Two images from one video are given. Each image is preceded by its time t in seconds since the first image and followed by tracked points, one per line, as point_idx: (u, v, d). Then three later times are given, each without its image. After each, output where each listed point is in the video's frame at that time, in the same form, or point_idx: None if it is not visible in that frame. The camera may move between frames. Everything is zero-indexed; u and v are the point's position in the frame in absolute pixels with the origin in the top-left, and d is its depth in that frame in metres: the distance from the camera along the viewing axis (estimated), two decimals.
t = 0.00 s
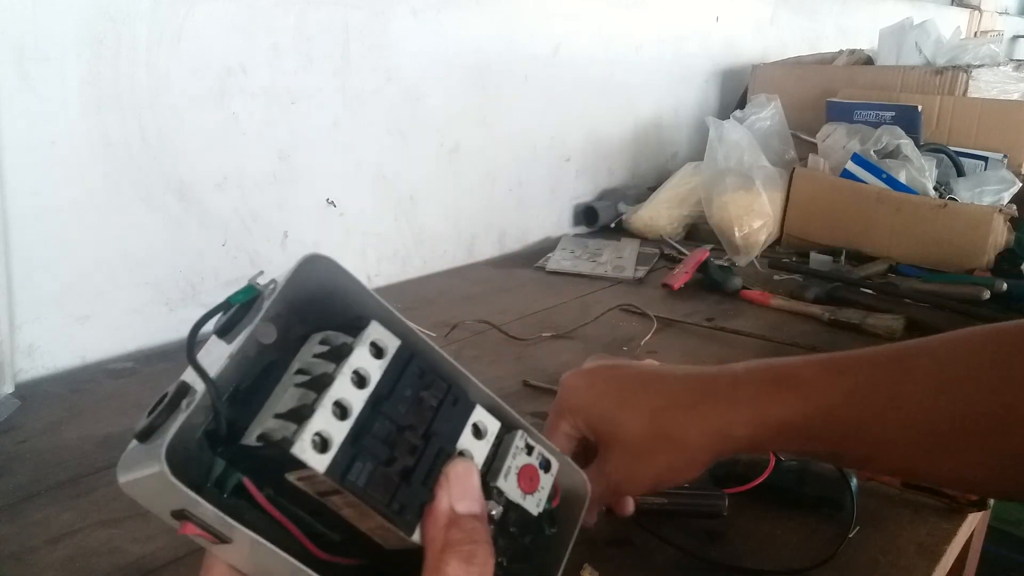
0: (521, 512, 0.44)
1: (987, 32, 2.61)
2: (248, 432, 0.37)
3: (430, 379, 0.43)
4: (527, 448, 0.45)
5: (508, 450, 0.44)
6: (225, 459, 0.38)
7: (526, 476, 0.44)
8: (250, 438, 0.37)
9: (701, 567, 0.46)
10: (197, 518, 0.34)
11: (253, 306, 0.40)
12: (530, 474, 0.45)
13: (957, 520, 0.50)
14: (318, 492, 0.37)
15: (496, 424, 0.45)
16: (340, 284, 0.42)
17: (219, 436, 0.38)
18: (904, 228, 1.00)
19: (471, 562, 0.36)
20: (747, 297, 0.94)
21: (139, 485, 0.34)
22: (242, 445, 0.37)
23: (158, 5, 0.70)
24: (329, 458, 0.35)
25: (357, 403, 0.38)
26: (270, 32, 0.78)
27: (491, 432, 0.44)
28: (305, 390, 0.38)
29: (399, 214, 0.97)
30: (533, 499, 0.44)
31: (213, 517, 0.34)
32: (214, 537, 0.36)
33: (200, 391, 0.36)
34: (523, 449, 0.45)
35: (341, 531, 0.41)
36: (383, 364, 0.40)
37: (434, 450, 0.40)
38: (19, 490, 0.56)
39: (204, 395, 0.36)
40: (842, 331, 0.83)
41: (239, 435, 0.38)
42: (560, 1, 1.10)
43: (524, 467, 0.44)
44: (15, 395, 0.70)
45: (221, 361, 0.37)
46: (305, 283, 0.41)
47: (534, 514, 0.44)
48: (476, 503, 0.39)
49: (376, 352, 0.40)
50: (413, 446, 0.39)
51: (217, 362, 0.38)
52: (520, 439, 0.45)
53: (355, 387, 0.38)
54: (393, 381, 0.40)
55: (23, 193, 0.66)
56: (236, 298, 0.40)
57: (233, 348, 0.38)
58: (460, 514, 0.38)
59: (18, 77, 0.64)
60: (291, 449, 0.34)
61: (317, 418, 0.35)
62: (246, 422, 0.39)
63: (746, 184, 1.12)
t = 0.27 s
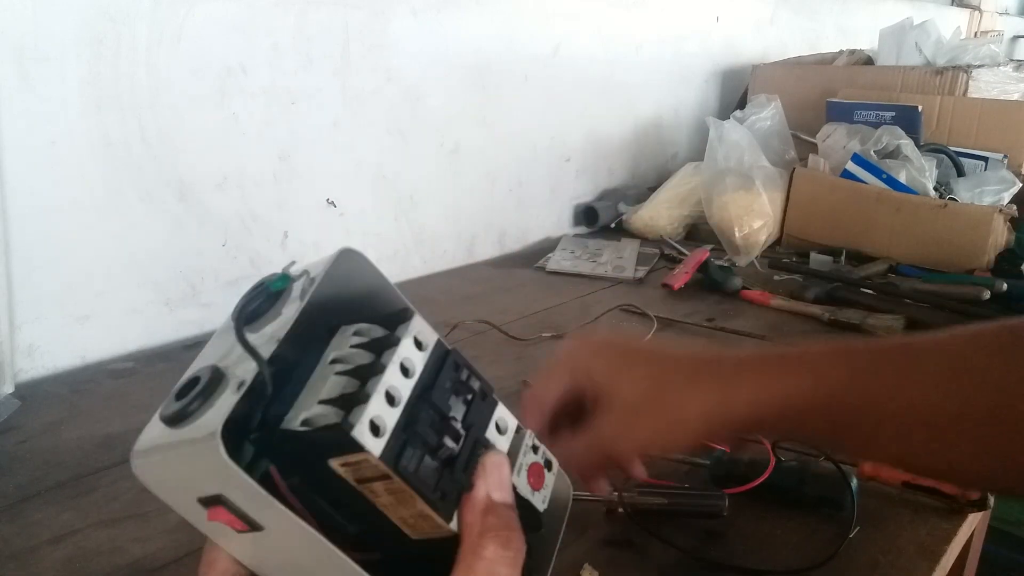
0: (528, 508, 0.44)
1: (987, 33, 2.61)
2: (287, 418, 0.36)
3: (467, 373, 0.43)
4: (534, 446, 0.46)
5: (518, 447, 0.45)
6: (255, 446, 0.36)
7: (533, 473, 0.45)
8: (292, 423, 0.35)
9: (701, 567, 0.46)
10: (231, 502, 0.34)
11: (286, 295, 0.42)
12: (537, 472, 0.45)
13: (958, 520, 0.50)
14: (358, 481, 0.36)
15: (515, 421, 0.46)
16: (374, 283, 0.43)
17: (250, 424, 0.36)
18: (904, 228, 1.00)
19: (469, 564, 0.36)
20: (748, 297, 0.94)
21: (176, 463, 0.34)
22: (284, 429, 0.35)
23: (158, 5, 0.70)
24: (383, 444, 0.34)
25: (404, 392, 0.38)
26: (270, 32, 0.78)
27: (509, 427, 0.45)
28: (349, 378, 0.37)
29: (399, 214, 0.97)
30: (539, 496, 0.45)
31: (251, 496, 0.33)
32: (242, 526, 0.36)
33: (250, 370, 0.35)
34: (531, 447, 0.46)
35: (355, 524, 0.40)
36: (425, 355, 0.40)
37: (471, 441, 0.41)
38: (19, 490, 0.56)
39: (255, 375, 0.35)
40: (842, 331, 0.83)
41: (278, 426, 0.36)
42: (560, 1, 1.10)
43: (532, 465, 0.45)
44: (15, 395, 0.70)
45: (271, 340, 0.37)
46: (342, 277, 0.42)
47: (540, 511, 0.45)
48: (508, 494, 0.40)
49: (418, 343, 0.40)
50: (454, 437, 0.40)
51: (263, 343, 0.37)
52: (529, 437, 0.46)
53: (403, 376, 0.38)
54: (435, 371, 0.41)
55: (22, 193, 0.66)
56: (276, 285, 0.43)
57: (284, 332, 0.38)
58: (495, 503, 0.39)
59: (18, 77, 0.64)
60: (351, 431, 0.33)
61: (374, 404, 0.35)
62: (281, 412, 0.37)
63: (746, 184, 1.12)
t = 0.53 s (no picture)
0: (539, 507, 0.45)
1: (987, 33, 2.61)
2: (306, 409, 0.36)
3: (487, 372, 0.43)
4: (548, 445, 0.47)
5: (533, 446, 0.45)
6: (272, 436, 0.36)
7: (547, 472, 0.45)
8: (312, 415, 0.35)
9: (701, 567, 0.46)
10: (247, 493, 0.35)
11: (306, 288, 0.43)
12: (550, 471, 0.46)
13: (957, 520, 0.50)
14: (374, 476, 0.36)
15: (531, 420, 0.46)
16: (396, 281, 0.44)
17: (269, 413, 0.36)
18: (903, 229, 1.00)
19: (481, 564, 0.36)
20: (747, 297, 0.94)
21: (193, 450, 0.34)
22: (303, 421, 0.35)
23: (158, 5, 0.70)
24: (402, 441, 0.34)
25: (423, 388, 0.38)
26: (270, 32, 0.79)
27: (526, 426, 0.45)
28: (368, 372, 0.37)
29: (399, 214, 0.97)
30: (552, 496, 0.45)
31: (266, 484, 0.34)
32: (257, 518, 0.36)
33: (271, 362, 0.36)
34: (545, 446, 0.46)
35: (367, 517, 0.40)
36: (445, 353, 0.41)
37: (488, 440, 0.40)
38: (19, 490, 0.56)
39: (277, 367, 0.35)
40: (841, 331, 0.83)
41: (296, 416, 0.36)
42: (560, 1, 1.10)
43: (546, 465, 0.45)
44: (15, 395, 0.69)
45: (295, 333, 0.38)
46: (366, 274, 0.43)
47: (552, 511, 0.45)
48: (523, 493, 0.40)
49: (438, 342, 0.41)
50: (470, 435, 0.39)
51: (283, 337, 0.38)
52: (543, 436, 0.46)
53: (423, 372, 0.38)
54: (453, 370, 0.41)
55: (22, 194, 0.66)
56: (297, 277, 0.43)
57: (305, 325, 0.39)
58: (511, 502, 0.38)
59: (18, 77, 0.64)
60: (371, 426, 0.33)
61: (393, 400, 0.35)
62: (299, 403, 0.37)
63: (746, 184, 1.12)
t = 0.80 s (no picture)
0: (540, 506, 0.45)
1: (987, 32, 2.61)
2: (276, 427, 0.36)
3: (470, 378, 0.42)
4: (549, 444, 0.46)
5: (531, 447, 0.45)
6: (246, 451, 0.37)
7: (546, 473, 0.45)
8: (279, 434, 0.35)
9: (702, 567, 0.46)
10: (217, 515, 0.35)
11: (279, 295, 0.39)
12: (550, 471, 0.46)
13: (958, 520, 0.50)
14: (351, 493, 0.36)
15: (525, 422, 0.45)
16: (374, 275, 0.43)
17: (242, 430, 0.36)
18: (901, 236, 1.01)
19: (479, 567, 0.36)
20: (747, 297, 0.94)
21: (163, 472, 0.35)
22: (268, 443, 0.35)
23: (158, 5, 0.70)
24: (372, 462, 0.34)
25: (398, 402, 0.37)
26: (271, 31, 0.79)
27: (520, 429, 0.44)
28: (341, 387, 0.37)
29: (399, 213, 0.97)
30: (553, 496, 0.45)
31: (231, 510, 0.34)
32: (235, 536, 0.36)
33: (232, 385, 0.35)
34: (545, 446, 0.46)
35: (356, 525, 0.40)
36: (422, 362, 0.39)
37: (472, 452, 0.40)
38: (19, 490, 0.56)
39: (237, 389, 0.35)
40: (840, 331, 0.83)
41: (268, 433, 0.36)
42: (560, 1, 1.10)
43: (546, 465, 0.45)
44: (15, 395, 0.69)
45: (261, 349, 0.37)
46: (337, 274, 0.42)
47: (552, 511, 0.45)
48: (512, 508, 0.39)
49: (415, 349, 0.39)
50: (452, 449, 0.39)
51: (247, 354, 0.37)
52: (543, 436, 0.46)
53: (397, 387, 0.37)
54: (434, 380, 0.40)
55: (23, 193, 0.66)
56: (268, 281, 0.40)
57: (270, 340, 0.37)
58: (496, 520, 0.38)
59: (18, 76, 0.64)
60: (336, 453, 0.33)
61: (362, 420, 0.35)
62: (272, 419, 0.37)
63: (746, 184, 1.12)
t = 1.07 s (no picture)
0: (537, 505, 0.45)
1: (987, 32, 2.60)
2: (286, 420, 0.34)
3: (474, 375, 0.42)
4: (543, 442, 0.47)
5: (527, 445, 0.45)
6: (252, 446, 0.35)
7: (542, 469, 0.45)
8: (292, 426, 0.33)
9: (701, 567, 0.46)
10: (229, 510, 0.36)
11: (284, 290, 0.41)
12: (546, 468, 0.46)
13: (957, 520, 0.50)
14: (360, 487, 0.36)
15: (523, 418, 0.45)
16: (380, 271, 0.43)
17: (250, 425, 0.35)
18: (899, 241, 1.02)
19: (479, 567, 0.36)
20: (747, 297, 0.94)
21: (173, 469, 0.35)
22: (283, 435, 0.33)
23: (158, 6, 0.70)
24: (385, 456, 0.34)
25: (407, 396, 0.37)
26: (271, 32, 0.79)
27: (518, 425, 0.44)
28: (350, 381, 0.35)
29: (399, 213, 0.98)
30: (548, 493, 0.45)
31: (247, 502, 0.34)
32: (241, 531, 0.37)
33: (247, 376, 0.36)
34: (540, 444, 0.46)
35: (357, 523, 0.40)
36: (430, 357, 0.39)
37: (478, 446, 0.40)
38: (19, 491, 0.56)
39: (252, 381, 0.35)
40: (840, 331, 0.83)
41: (277, 429, 0.34)
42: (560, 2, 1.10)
43: (541, 462, 0.45)
44: (16, 395, 0.69)
45: (272, 345, 0.36)
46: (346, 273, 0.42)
47: (548, 508, 0.45)
48: (516, 500, 0.39)
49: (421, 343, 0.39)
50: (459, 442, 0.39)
51: (261, 348, 0.37)
52: (538, 434, 0.46)
53: (407, 380, 0.37)
54: (441, 374, 0.40)
55: (22, 194, 0.66)
56: (274, 280, 0.41)
57: (283, 335, 0.37)
58: (503, 512, 0.38)
59: (18, 77, 0.64)
60: (352, 443, 0.32)
61: (376, 412, 0.34)
62: (280, 414, 0.35)
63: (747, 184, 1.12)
